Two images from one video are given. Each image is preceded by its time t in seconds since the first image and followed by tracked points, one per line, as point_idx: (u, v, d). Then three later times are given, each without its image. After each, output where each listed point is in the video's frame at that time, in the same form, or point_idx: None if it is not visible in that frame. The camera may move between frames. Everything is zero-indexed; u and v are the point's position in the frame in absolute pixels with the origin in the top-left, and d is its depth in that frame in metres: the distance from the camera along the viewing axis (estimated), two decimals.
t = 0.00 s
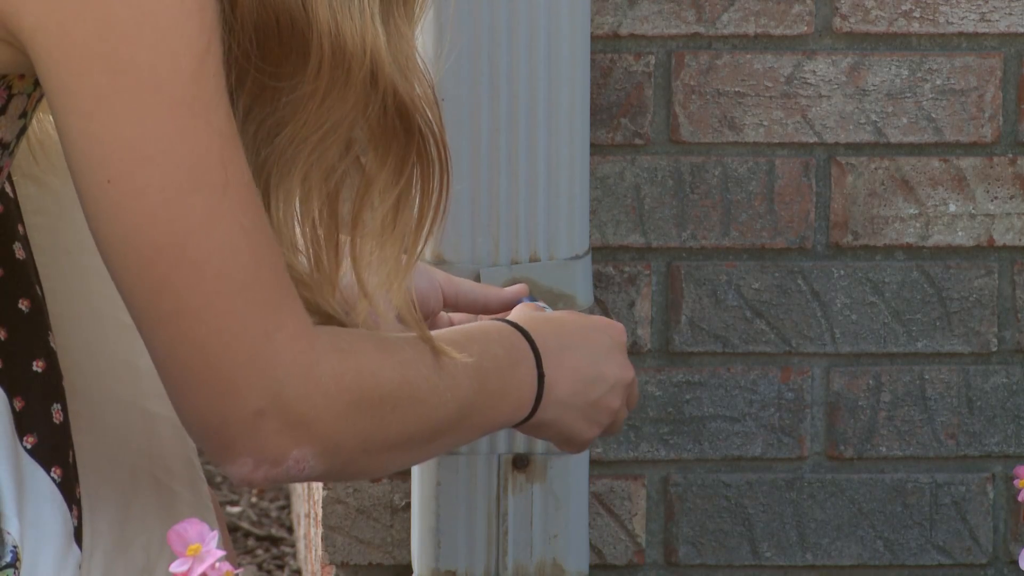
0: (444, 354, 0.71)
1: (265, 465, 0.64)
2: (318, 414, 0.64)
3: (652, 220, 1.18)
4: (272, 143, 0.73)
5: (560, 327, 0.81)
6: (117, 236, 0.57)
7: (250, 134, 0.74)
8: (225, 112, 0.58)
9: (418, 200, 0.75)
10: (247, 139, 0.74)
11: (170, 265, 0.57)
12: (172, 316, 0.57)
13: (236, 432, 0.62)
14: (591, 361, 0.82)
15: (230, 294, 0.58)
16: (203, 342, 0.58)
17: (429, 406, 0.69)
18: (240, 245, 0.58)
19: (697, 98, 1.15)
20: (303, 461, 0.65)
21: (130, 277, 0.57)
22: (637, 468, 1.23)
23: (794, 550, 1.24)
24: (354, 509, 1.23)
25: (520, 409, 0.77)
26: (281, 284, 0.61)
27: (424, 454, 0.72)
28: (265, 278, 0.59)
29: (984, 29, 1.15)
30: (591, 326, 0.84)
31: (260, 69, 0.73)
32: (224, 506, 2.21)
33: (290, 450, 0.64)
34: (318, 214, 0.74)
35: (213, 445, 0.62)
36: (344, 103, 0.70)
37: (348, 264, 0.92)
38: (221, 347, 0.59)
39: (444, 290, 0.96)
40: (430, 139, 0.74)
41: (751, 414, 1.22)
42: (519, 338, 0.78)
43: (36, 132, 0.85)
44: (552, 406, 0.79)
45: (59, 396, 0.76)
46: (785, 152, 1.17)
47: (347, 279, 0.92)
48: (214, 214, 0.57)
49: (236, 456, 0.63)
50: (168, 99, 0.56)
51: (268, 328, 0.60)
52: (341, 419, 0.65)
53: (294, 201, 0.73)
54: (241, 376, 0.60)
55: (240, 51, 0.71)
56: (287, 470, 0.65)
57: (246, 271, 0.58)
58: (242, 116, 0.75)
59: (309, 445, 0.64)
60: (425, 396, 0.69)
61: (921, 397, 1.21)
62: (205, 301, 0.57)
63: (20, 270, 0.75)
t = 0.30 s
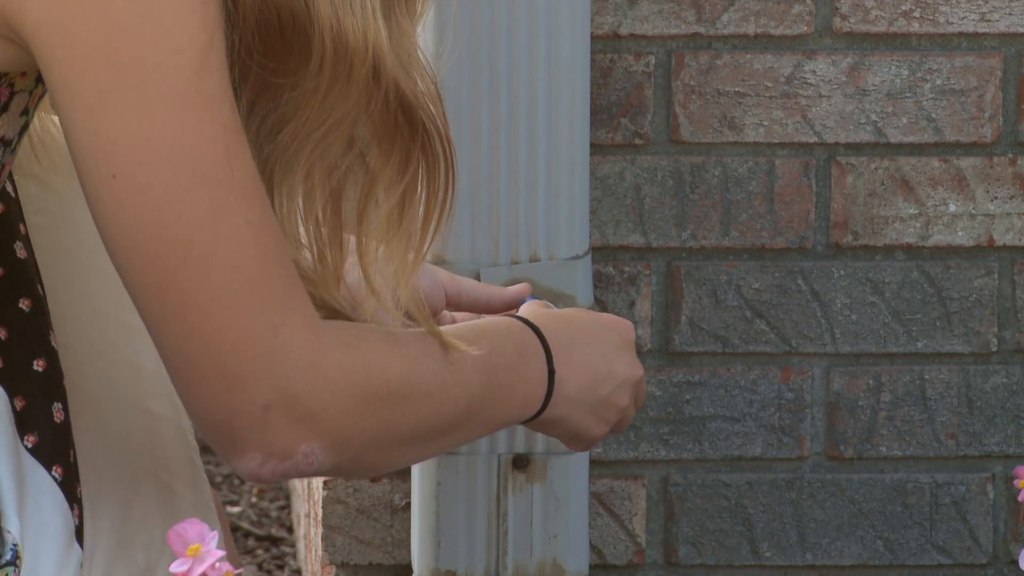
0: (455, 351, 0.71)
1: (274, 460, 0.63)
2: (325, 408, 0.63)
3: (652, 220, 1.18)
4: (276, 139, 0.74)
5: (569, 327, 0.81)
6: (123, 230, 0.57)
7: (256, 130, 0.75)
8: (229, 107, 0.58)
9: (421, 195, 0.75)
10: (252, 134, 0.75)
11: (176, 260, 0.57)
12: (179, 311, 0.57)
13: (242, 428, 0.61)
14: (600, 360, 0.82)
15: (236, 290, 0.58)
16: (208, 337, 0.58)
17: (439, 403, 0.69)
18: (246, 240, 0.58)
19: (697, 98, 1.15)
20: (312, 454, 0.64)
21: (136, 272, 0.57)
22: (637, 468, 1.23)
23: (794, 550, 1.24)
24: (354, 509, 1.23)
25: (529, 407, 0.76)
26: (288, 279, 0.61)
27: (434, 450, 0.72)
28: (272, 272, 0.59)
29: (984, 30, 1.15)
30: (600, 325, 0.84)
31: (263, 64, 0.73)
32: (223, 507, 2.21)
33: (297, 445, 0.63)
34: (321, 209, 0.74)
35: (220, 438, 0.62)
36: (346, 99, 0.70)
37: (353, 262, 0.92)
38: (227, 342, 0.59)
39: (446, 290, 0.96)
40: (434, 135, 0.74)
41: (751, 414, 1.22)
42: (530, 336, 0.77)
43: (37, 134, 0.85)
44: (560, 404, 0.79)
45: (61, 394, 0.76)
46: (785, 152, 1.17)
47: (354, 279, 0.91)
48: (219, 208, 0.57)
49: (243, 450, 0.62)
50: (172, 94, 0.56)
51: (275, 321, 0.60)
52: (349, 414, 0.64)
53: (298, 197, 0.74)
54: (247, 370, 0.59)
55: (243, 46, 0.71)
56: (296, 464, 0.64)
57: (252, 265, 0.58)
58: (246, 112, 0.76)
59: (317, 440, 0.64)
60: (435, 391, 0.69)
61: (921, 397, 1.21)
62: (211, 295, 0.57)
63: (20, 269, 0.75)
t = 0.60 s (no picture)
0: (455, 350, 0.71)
1: (272, 458, 0.63)
2: (325, 407, 0.63)
3: (652, 219, 1.18)
4: (275, 137, 0.74)
5: (569, 326, 0.81)
6: (122, 229, 0.56)
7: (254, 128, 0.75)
8: (229, 104, 0.58)
9: (420, 194, 0.75)
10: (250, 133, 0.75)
11: (176, 258, 0.56)
12: (179, 309, 0.57)
13: (244, 426, 0.61)
14: (600, 360, 0.82)
15: (235, 288, 0.58)
16: (208, 335, 0.58)
17: (439, 402, 0.69)
18: (245, 238, 0.58)
19: (697, 98, 1.15)
20: (311, 453, 0.64)
21: (136, 270, 0.57)
22: (637, 468, 1.23)
23: (794, 550, 1.24)
24: (354, 509, 1.23)
25: (528, 406, 0.76)
26: (287, 278, 0.60)
27: (433, 449, 0.72)
28: (271, 270, 0.59)
29: (983, 30, 1.15)
30: (599, 324, 0.84)
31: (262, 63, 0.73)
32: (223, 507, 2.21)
33: (297, 443, 0.63)
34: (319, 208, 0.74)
35: (220, 437, 0.62)
36: (346, 97, 0.70)
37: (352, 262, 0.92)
38: (227, 340, 0.58)
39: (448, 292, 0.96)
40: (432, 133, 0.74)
41: (751, 414, 1.22)
42: (529, 335, 0.77)
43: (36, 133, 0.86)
44: (560, 403, 0.79)
45: (61, 394, 0.75)
46: (785, 152, 1.17)
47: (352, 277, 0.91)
48: (219, 207, 0.57)
49: (242, 449, 0.62)
50: (172, 92, 0.56)
51: (274, 320, 0.60)
52: (348, 412, 0.64)
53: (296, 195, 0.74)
54: (247, 369, 0.59)
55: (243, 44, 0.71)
56: (295, 462, 0.64)
57: (252, 264, 0.58)
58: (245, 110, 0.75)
59: (316, 437, 0.64)
60: (433, 390, 0.69)
61: (921, 397, 1.21)
62: (211, 293, 0.57)
63: (21, 269, 0.75)
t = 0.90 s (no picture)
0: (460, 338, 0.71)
1: (277, 454, 0.63)
2: (330, 401, 0.63)
3: (652, 219, 1.18)
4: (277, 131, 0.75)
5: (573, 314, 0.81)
6: (124, 225, 0.56)
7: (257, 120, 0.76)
8: (231, 100, 0.58)
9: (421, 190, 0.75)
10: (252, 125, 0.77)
11: (179, 253, 0.56)
12: (183, 304, 0.57)
13: (247, 423, 0.61)
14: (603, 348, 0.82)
15: (240, 283, 0.58)
16: (213, 331, 0.58)
17: (443, 391, 0.69)
18: (249, 233, 0.58)
19: (697, 98, 1.15)
20: (317, 448, 0.64)
21: (138, 267, 0.57)
22: (637, 468, 1.23)
23: (794, 550, 1.24)
24: (354, 510, 1.23)
25: (533, 394, 0.76)
26: (291, 273, 0.60)
27: (440, 439, 0.72)
28: (275, 265, 0.59)
29: (984, 29, 1.15)
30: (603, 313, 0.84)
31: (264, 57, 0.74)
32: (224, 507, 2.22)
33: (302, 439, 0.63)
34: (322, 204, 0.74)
35: (224, 433, 0.62)
36: (346, 93, 0.70)
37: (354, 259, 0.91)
38: (232, 336, 0.58)
39: (444, 287, 0.96)
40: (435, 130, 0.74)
41: (751, 414, 1.22)
42: (533, 322, 0.77)
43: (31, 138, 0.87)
44: (565, 391, 0.79)
45: (62, 394, 0.76)
46: (785, 152, 1.17)
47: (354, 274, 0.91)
48: (221, 202, 0.57)
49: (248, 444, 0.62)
50: (175, 87, 0.56)
51: (278, 315, 0.59)
52: (352, 406, 0.64)
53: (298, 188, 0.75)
54: (252, 364, 0.59)
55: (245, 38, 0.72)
56: (300, 458, 0.64)
57: (255, 259, 0.58)
58: (246, 104, 0.77)
59: (322, 433, 0.64)
60: (436, 379, 0.69)
61: (921, 397, 1.21)
62: (215, 288, 0.57)
63: (21, 268, 0.75)
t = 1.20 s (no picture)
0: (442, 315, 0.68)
1: (287, 441, 0.62)
2: (338, 385, 0.61)
3: (652, 219, 1.18)
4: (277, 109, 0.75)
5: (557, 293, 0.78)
6: (127, 210, 0.54)
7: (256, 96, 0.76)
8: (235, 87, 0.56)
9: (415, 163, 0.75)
10: (251, 103, 0.77)
11: (185, 240, 0.54)
12: (187, 293, 0.55)
13: (250, 418, 0.60)
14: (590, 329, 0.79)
15: (246, 268, 0.56)
16: (218, 317, 0.56)
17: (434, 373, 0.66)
18: (254, 218, 0.56)
19: (697, 98, 1.15)
20: (326, 434, 0.63)
21: (142, 260, 0.55)
22: (637, 468, 1.23)
23: (794, 550, 1.24)
24: (354, 510, 1.23)
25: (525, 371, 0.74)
26: (296, 260, 0.59)
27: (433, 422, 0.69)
28: (280, 250, 0.57)
29: (983, 30, 1.15)
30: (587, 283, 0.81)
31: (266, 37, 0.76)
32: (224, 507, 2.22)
33: (311, 424, 0.61)
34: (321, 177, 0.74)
35: (232, 421, 0.60)
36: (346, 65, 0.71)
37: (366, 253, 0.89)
38: (238, 322, 0.56)
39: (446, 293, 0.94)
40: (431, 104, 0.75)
41: (751, 414, 1.22)
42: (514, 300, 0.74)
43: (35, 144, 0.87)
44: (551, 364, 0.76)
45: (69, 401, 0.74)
46: (785, 152, 1.17)
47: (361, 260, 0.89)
48: (225, 186, 0.55)
49: (257, 432, 0.61)
50: (182, 75, 0.54)
51: (284, 298, 0.58)
52: (359, 388, 0.62)
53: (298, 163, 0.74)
54: (260, 351, 0.58)
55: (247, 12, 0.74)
56: (309, 445, 0.62)
57: (260, 242, 0.56)
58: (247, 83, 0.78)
59: (331, 418, 0.62)
60: (429, 358, 0.66)
61: (921, 397, 1.21)
62: (222, 273, 0.55)
63: (27, 275, 0.74)
